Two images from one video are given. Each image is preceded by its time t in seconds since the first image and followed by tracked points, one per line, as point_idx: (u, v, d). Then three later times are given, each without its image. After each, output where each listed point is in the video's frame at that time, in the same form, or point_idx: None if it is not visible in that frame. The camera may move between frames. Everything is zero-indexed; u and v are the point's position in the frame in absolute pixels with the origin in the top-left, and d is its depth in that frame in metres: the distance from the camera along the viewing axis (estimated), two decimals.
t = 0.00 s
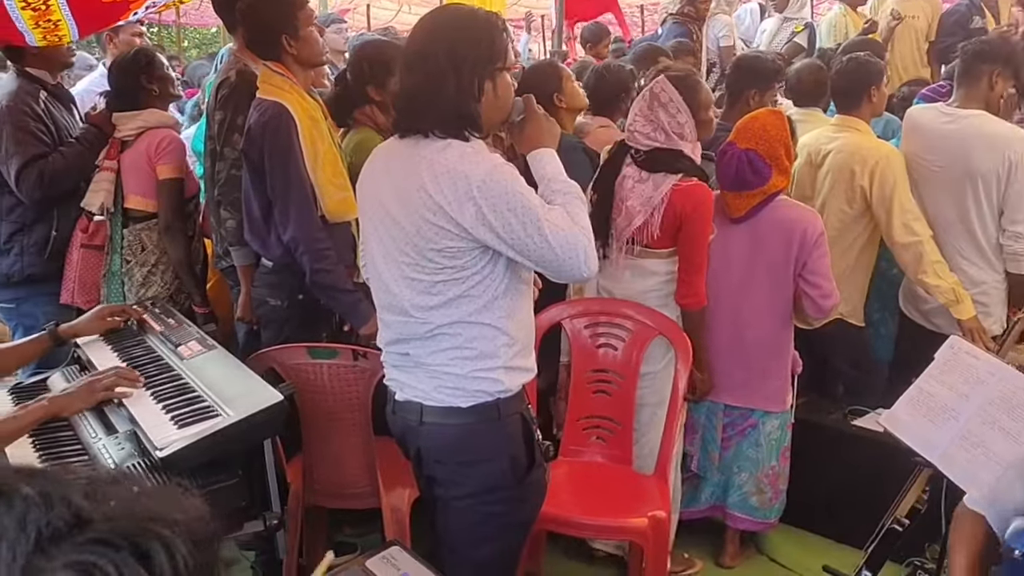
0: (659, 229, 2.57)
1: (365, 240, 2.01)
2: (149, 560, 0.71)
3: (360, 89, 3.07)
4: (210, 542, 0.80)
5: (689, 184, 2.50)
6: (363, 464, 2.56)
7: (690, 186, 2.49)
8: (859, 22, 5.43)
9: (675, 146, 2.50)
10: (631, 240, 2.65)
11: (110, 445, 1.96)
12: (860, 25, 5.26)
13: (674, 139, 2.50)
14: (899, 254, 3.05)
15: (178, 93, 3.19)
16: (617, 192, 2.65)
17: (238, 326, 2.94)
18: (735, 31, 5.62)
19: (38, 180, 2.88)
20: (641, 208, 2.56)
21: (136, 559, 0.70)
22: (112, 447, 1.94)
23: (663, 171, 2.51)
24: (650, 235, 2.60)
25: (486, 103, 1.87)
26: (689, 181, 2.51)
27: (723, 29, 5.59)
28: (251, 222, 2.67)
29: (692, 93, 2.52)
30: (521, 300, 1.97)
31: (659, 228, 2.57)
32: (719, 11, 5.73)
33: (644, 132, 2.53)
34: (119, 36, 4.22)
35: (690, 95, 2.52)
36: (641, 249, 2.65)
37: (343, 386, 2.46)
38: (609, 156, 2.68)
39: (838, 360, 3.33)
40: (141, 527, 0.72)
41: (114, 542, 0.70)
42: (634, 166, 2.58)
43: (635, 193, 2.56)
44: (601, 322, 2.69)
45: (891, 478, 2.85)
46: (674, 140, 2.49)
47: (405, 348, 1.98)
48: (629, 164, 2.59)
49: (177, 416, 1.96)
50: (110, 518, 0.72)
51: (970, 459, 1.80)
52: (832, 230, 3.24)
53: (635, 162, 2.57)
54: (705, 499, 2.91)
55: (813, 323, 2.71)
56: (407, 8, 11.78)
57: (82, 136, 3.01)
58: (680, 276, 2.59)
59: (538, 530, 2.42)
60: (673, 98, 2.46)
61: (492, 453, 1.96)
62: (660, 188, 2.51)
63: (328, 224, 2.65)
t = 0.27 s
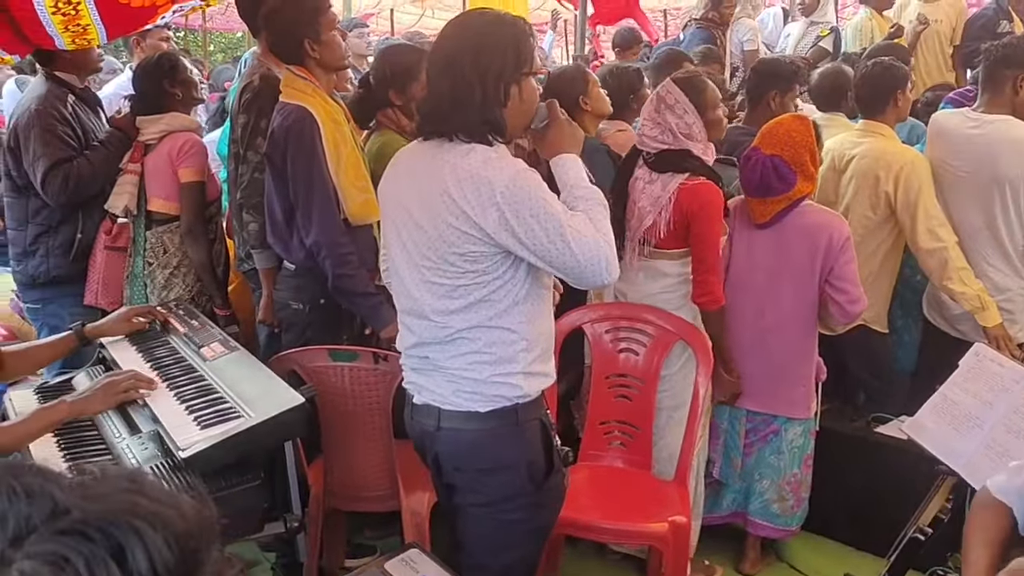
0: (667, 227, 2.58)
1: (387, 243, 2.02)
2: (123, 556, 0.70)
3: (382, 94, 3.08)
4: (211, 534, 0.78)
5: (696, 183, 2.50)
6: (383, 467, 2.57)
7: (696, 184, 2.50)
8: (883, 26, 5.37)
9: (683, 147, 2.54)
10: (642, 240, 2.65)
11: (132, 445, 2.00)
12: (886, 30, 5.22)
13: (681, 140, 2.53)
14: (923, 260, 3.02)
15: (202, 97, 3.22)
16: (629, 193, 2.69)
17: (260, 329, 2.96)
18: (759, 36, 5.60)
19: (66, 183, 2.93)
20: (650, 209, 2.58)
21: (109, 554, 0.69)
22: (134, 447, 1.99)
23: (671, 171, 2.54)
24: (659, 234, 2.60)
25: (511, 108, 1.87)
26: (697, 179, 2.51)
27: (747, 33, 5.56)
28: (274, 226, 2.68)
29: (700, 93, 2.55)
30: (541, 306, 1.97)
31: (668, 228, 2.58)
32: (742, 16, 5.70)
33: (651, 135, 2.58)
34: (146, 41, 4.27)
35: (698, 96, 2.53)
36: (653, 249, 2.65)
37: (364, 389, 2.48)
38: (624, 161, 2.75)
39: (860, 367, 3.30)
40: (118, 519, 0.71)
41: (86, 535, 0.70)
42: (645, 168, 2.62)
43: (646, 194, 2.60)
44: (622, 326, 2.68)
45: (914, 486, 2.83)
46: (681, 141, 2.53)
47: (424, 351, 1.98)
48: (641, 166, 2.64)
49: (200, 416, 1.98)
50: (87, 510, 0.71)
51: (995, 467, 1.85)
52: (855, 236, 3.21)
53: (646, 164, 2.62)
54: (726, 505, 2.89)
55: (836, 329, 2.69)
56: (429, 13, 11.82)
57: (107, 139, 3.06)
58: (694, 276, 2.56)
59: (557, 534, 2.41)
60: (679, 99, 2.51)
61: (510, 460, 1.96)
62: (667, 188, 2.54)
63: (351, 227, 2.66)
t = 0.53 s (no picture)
0: (664, 223, 2.61)
1: (401, 249, 2.04)
2: (152, 541, 0.73)
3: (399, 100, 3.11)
4: (223, 521, 0.82)
5: (692, 178, 2.53)
6: (399, 471, 2.58)
7: (693, 180, 2.53)
8: (899, 30, 5.36)
9: (679, 144, 2.59)
10: (642, 237, 2.69)
11: (154, 449, 2.02)
12: (902, 34, 5.20)
13: (678, 138, 2.59)
14: (940, 266, 3.02)
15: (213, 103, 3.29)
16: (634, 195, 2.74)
17: (276, 334, 2.98)
18: (775, 40, 5.59)
19: (86, 189, 2.96)
20: (651, 207, 2.62)
21: (139, 538, 0.72)
22: (156, 451, 2.01)
23: (670, 169, 2.59)
24: (658, 231, 2.63)
25: (525, 114, 1.87)
26: (693, 175, 2.54)
27: (763, 38, 5.56)
28: (291, 231, 2.71)
29: (696, 91, 2.59)
30: (553, 314, 1.98)
31: (664, 223, 2.60)
32: (759, 21, 5.70)
33: (651, 135, 2.65)
34: (165, 48, 4.33)
35: (694, 96, 2.58)
36: (653, 246, 2.68)
37: (380, 394, 2.49)
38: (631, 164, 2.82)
39: (877, 373, 3.29)
40: (143, 505, 0.74)
41: (114, 520, 0.72)
42: (647, 168, 2.67)
43: (647, 193, 2.65)
44: (638, 331, 2.68)
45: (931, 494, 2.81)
46: (678, 139, 2.58)
47: (437, 357, 2.00)
48: (644, 166, 2.69)
49: (217, 421, 2.01)
50: (114, 497, 0.74)
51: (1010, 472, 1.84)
52: (870, 241, 3.21)
53: (648, 164, 2.67)
54: (741, 511, 2.88)
55: (852, 335, 2.67)
56: (445, 19, 11.88)
57: (126, 144, 3.08)
58: (691, 271, 2.59)
59: (572, 539, 2.42)
60: (674, 98, 2.57)
61: (523, 465, 1.97)
62: (665, 184, 2.58)
63: (368, 232, 2.69)
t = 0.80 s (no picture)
0: (677, 231, 2.60)
1: (410, 256, 2.06)
2: (218, 529, 0.94)
3: (409, 109, 3.13)
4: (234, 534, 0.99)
5: (706, 186, 2.54)
6: (409, 478, 2.57)
7: (707, 188, 2.54)
8: (909, 35, 5.33)
9: (695, 152, 2.59)
10: (656, 244, 2.67)
11: (163, 455, 2.04)
12: (913, 40, 5.19)
13: (693, 145, 2.59)
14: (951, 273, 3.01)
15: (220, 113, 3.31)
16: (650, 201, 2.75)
17: (285, 340, 3.00)
18: (786, 45, 5.58)
19: (100, 198, 3.00)
20: (663, 214, 2.62)
21: (206, 533, 0.93)
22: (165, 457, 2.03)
23: (684, 176, 2.59)
24: (671, 239, 2.62)
25: (527, 121, 1.88)
26: (708, 184, 2.55)
27: (774, 43, 5.55)
28: (301, 238, 2.72)
29: (711, 98, 2.61)
30: (561, 321, 1.98)
31: (677, 232, 2.60)
32: (770, 27, 5.70)
33: (666, 142, 2.65)
34: (179, 57, 4.38)
35: (705, 98, 2.59)
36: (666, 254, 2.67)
37: (388, 401, 2.51)
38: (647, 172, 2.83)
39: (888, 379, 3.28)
40: (207, 503, 0.97)
41: (197, 510, 0.95)
42: (662, 175, 2.68)
43: (661, 200, 2.65)
44: (647, 338, 2.68)
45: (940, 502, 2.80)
46: (694, 146, 2.59)
47: (444, 363, 2.01)
48: (659, 173, 2.69)
49: (227, 427, 2.02)
50: (181, 499, 0.95)
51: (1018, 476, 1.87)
52: (880, 247, 3.20)
53: (663, 171, 2.68)
54: (750, 518, 2.87)
55: (860, 343, 2.66)
56: (457, 25, 11.93)
57: (138, 152, 3.12)
58: (704, 276, 2.60)
59: (580, 546, 2.42)
60: (689, 105, 2.57)
61: (529, 471, 1.98)
62: (679, 192, 2.58)
63: (377, 240, 2.69)
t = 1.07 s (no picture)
0: (693, 236, 2.61)
1: (418, 258, 2.06)
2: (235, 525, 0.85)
3: (417, 111, 3.14)
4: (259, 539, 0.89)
5: (725, 194, 2.52)
6: (418, 480, 2.59)
7: (722, 197, 2.52)
8: (916, 36, 5.33)
9: (713, 157, 2.61)
10: (670, 247, 2.69)
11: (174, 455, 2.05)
12: (922, 42, 5.18)
13: (711, 150, 2.60)
14: (960, 275, 3.01)
15: (230, 115, 3.33)
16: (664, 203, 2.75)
17: (295, 341, 3.01)
18: (794, 47, 5.58)
19: (111, 199, 3.02)
20: (678, 217, 2.63)
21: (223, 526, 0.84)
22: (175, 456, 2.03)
23: (701, 181, 2.59)
24: (685, 243, 2.64)
25: (537, 119, 1.90)
26: (724, 192, 2.53)
27: (782, 45, 5.54)
28: (310, 239, 2.73)
29: (734, 105, 2.63)
30: (570, 321, 1.99)
31: (692, 237, 2.61)
32: (778, 28, 5.69)
33: (684, 146, 2.66)
34: (189, 59, 4.40)
35: (729, 105, 2.62)
36: (680, 257, 2.68)
37: (398, 402, 2.51)
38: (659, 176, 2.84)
39: (897, 382, 3.28)
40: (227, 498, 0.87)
41: (217, 502, 0.86)
42: (679, 179, 2.68)
43: (676, 203, 2.66)
44: (655, 340, 2.69)
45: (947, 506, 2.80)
46: (713, 151, 2.60)
47: (454, 365, 2.01)
48: (675, 176, 2.70)
49: (238, 427, 2.03)
50: (201, 492, 0.86)
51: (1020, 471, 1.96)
52: (889, 249, 3.19)
53: (680, 174, 2.68)
54: (759, 520, 2.87)
55: (869, 344, 2.66)
56: (465, 27, 11.95)
57: (149, 154, 3.15)
58: (720, 284, 2.58)
59: (589, 547, 2.43)
60: (711, 109, 2.60)
61: (538, 471, 1.98)
62: (694, 197, 2.58)
63: (386, 241, 2.71)
